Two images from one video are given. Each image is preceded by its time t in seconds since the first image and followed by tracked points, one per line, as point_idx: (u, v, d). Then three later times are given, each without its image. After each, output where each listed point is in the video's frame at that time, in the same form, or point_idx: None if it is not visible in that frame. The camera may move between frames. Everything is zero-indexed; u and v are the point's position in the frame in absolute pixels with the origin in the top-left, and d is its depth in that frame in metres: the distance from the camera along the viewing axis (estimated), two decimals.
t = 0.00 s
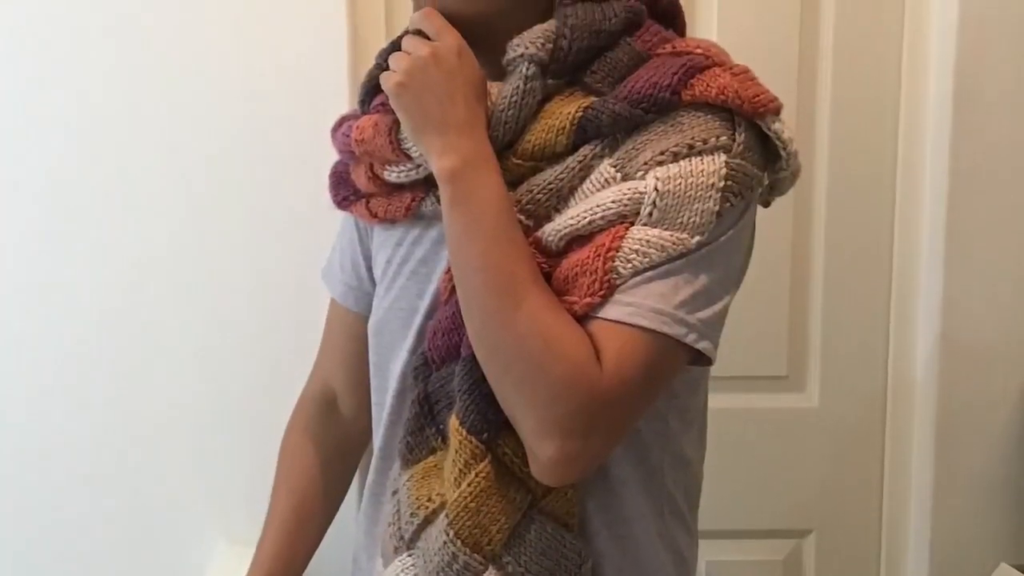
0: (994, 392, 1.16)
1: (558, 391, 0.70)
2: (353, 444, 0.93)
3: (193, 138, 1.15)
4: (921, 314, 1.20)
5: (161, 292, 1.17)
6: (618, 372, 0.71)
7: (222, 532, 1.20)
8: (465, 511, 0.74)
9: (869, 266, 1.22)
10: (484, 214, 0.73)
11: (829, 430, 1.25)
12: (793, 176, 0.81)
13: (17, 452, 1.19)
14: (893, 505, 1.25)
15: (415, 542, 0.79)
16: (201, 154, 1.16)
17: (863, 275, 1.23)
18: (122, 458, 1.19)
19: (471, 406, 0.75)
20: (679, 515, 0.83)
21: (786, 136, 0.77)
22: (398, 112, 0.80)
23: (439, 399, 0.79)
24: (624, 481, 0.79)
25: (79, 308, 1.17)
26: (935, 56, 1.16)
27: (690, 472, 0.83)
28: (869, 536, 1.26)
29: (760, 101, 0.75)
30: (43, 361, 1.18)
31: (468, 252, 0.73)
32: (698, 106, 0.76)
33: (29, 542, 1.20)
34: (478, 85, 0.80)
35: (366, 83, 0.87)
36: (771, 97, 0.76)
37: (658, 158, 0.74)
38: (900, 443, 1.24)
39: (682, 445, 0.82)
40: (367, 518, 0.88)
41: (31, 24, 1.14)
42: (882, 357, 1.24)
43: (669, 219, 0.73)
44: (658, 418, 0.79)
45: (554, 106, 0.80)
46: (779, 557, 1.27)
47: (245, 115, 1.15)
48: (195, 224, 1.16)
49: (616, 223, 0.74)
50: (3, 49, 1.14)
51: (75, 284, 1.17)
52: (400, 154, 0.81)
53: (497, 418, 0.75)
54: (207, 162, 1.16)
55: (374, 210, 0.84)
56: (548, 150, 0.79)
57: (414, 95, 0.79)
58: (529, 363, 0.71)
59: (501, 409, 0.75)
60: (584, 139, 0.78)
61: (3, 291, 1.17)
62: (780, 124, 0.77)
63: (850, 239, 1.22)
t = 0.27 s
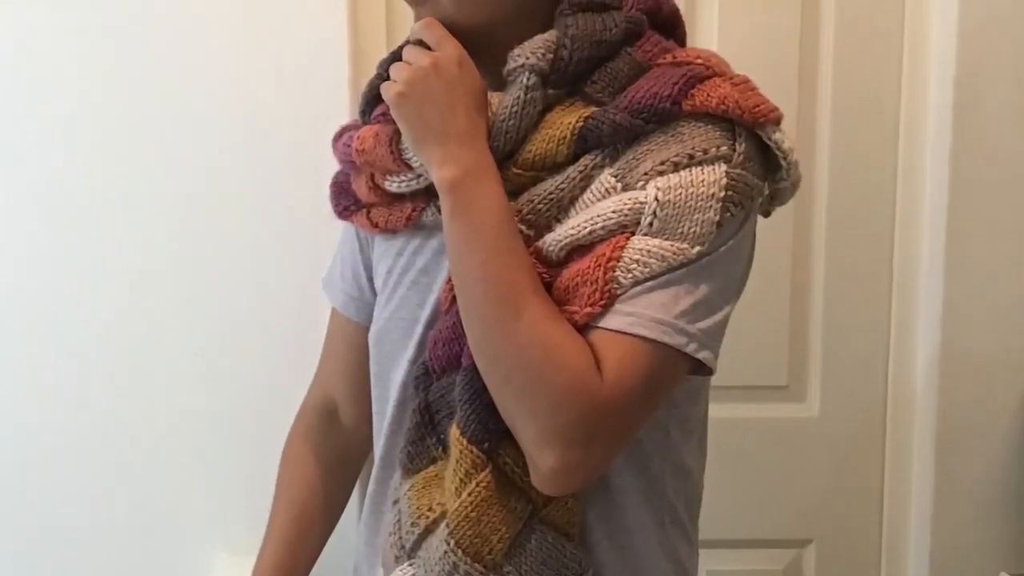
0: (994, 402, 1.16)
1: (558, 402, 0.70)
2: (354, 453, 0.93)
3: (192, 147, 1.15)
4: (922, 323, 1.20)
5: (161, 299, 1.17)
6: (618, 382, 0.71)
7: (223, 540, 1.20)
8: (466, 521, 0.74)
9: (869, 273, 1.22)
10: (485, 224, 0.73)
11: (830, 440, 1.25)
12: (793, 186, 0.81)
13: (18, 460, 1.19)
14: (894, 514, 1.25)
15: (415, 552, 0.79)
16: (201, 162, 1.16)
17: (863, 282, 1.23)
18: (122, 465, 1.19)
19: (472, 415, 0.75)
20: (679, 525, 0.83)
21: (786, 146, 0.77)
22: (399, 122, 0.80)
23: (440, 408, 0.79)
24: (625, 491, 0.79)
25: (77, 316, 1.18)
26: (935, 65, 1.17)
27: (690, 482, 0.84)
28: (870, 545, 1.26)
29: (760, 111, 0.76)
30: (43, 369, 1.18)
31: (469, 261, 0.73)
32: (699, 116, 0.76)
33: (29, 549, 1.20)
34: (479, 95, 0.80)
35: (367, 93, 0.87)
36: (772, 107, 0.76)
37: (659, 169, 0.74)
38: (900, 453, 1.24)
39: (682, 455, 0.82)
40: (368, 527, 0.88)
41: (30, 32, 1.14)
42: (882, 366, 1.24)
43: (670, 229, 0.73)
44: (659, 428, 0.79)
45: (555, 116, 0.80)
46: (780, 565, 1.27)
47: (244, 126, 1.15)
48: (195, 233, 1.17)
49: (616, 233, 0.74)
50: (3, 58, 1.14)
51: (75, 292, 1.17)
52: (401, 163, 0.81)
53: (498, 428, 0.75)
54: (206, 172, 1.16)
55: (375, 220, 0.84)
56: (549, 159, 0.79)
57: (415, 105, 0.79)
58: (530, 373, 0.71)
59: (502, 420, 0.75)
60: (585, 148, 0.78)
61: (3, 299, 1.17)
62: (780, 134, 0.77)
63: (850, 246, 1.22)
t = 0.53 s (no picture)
0: (994, 413, 1.16)
1: (559, 412, 0.70)
2: (355, 461, 0.94)
3: (192, 157, 1.16)
4: (921, 332, 1.20)
5: (161, 308, 1.18)
6: (619, 392, 0.71)
7: (224, 548, 1.20)
8: (467, 530, 0.74)
9: (868, 281, 1.23)
10: (486, 233, 0.74)
11: (830, 450, 1.25)
12: (793, 196, 0.81)
13: (17, 469, 1.19)
14: (894, 523, 1.25)
15: (416, 561, 0.79)
16: (200, 172, 1.16)
17: (863, 291, 1.23)
18: (122, 473, 1.19)
19: (473, 425, 0.75)
20: (680, 534, 0.83)
21: (786, 156, 0.77)
22: (399, 132, 0.80)
23: (441, 418, 0.79)
24: (626, 500, 0.79)
25: (77, 325, 1.18)
26: (935, 79, 1.16)
27: (691, 492, 0.84)
28: (869, 553, 1.27)
29: (761, 121, 0.76)
30: (43, 378, 1.18)
31: (470, 271, 0.73)
32: (700, 127, 0.76)
33: (29, 558, 1.20)
34: (479, 105, 0.80)
35: (369, 103, 0.88)
36: (772, 117, 0.76)
37: (659, 179, 0.74)
38: (900, 463, 1.24)
39: (683, 465, 0.82)
40: (369, 537, 0.88)
41: (31, 43, 1.14)
42: (882, 376, 1.24)
43: (671, 239, 0.73)
44: (659, 438, 0.79)
45: (556, 126, 0.80)
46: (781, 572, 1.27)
47: (245, 135, 1.15)
48: (195, 242, 1.17)
49: (617, 243, 0.75)
50: (3, 69, 1.15)
51: (76, 298, 1.17)
52: (402, 174, 0.81)
53: (499, 437, 0.75)
54: (207, 180, 1.16)
55: (376, 230, 0.84)
56: (550, 169, 0.79)
57: (416, 115, 0.79)
58: (533, 384, 0.71)
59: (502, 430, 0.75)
60: (586, 158, 0.78)
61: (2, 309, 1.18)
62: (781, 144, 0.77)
63: (849, 255, 1.23)
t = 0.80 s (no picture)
0: (994, 422, 1.17)
1: (560, 422, 0.70)
2: (356, 469, 0.94)
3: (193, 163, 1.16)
4: (921, 338, 1.20)
5: (162, 315, 1.18)
6: (620, 402, 0.71)
7: (225, 554, 1.20)
8: (467, 540, 0.74)
9: (868, 288, 1.23)
10: (487, 243, 0.74)
11: (829, 459, 1.26)
12: (794, 206, 0.81)
13: (17, 475, 1.19)
14: (894, 531, 1.25)
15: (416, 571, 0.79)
16: (201, 179, 1.16)
17: (862, 296, 1.23)
18: (123, 480, 1.20)
19: (473, 435, 0.75)
20: (681, 543, 0.83)
21: (787, 166, 0.77)
22: (400, 143, 0.81)
23: (442, 428, 0.79)
24: (627, 510, 0.79)
25: (77, 331, 1.18)
26: (935, 89, 1.17)
27: (691, 501, 0.84)
28: (869, 561, 1.27)
29: (761, 131, 0.76)
30: (44, 384, 1.18)
31: (471, 281, 0.73)
32: (700, 137, 0.76)
33: (29, 565, 1.20)
34: (479, 115, 0.80)
35: (370, 113, 0.88)
36: (772, 127, 0.76)
37: (660, 189, 0.74)
38: (899, 471, 1.24)
39: (683, 474, 0.82)
40: (369, 545, 0.88)
41: (31, 49, 1.14)
42: (882, 382, 1.24)
43: (671, 249, 0.73)
44: (659, 447, 0.80)
45: (556, 136, 0.80)
46: None
47: (246, 141, 1.16)
48: (195, 249, 1.17)
49: (618, 252, 0.75)
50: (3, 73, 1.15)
51: (77, 303, 1.18)
52: (403, 184, 0.81)
53: (499, 446, 0.75)
54: (208, 185, 1.16)
55: (376, 240, 0.84)
56: (551, 179, 0.79)
57: (417, 125, 0.79)
58: (534, 393, 0.70)
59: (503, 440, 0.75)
60: (586, 168, 0.78)
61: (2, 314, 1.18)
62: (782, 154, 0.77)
63: (849, 262, 1.23)
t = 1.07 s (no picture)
0: (994, 432, 1.17)
1: (562, 433, 0.70)
2: (356, 478, 0.94)
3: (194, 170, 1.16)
4: (922, 343, 1.20)
5: (163, 322, 1.18)
6: (622, 412, 0.71)
7: (226, 560, 1.21)
8: (468, 550, 0.74)
9: (868, 294, 1.24)
10: (487, 253, 0.74)
11: (830, 468, 1.26)
12: (794, 216, 0.81)
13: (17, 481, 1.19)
14: (894, 539, 1.26)
15: None
16: (201, 187, 1.16)
17: (862, 303, 1.24)
18: (124, 486, 1.20)
19: (474, 444, 0.75)
20: (683, 554, 0.83)
21: (787, 176, 0.77)
22: (401, 153, 0.81)
23: (442, 438, 0.79)
24: (628, 520, 0.79)
25: (78, 339, 1.18)
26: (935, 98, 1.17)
27: (694, 512, 0.84)
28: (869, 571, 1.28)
29: (761, 141, 0.76)
30: (45, 389, 1.19)
31: (472, 291, 0.73)
32: (701, 147, 0.76)
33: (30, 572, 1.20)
34: (479, 126, 0.80)
35: (370, 123, 0.88)
36: (772, 137, 0.76)
37: (660, 199, 0.74)
38: (899, 480, 1.25)
39: (683, 484, 0.82)
40: (371, 555, 0.88)
41: (31, 56, 1.15)
42: (883, 387, 1.25)
43: (672, 259, 0.73)
44: (661, 455, 0.80)
45: (557, 146, 0.80)
46: None
47: (247, 147, 1.16)
48: (196, 256, 1.17)
49: (618, 263, 0.75)
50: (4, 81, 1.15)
51: (76, 310, 1.18)
52: (404, 194, 0.82)
53: (500, 456, 0.75)
54: (209, 193, 1.16)
55: (377, 250, 0.85)
56: (551, 190, 0.79)
57: (418, 135, 0.79)
58: (534, 404, 0.70)
59: (504, 451, 0.75)
60: (587, 179, 0.78)
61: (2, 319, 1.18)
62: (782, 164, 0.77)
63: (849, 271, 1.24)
